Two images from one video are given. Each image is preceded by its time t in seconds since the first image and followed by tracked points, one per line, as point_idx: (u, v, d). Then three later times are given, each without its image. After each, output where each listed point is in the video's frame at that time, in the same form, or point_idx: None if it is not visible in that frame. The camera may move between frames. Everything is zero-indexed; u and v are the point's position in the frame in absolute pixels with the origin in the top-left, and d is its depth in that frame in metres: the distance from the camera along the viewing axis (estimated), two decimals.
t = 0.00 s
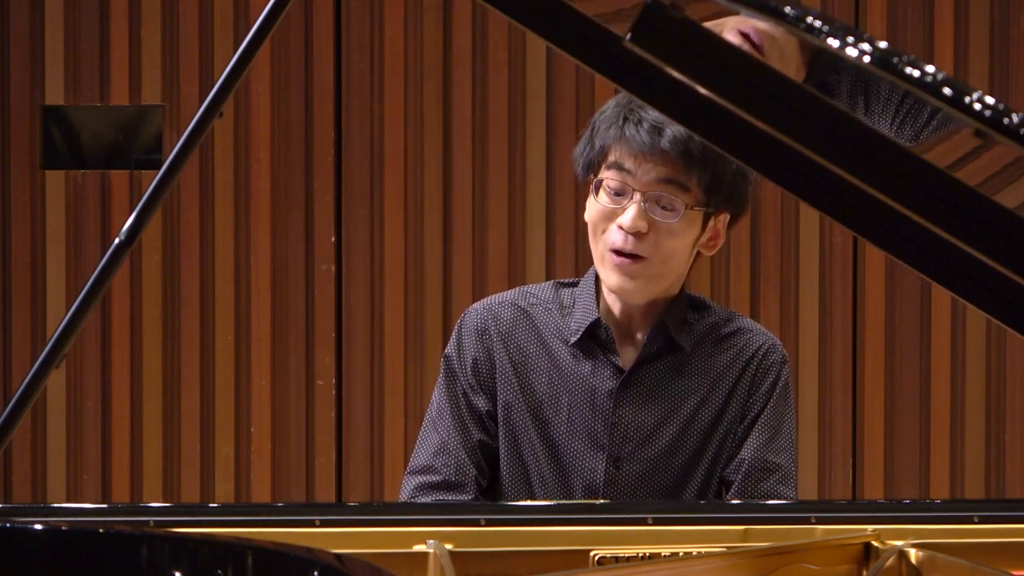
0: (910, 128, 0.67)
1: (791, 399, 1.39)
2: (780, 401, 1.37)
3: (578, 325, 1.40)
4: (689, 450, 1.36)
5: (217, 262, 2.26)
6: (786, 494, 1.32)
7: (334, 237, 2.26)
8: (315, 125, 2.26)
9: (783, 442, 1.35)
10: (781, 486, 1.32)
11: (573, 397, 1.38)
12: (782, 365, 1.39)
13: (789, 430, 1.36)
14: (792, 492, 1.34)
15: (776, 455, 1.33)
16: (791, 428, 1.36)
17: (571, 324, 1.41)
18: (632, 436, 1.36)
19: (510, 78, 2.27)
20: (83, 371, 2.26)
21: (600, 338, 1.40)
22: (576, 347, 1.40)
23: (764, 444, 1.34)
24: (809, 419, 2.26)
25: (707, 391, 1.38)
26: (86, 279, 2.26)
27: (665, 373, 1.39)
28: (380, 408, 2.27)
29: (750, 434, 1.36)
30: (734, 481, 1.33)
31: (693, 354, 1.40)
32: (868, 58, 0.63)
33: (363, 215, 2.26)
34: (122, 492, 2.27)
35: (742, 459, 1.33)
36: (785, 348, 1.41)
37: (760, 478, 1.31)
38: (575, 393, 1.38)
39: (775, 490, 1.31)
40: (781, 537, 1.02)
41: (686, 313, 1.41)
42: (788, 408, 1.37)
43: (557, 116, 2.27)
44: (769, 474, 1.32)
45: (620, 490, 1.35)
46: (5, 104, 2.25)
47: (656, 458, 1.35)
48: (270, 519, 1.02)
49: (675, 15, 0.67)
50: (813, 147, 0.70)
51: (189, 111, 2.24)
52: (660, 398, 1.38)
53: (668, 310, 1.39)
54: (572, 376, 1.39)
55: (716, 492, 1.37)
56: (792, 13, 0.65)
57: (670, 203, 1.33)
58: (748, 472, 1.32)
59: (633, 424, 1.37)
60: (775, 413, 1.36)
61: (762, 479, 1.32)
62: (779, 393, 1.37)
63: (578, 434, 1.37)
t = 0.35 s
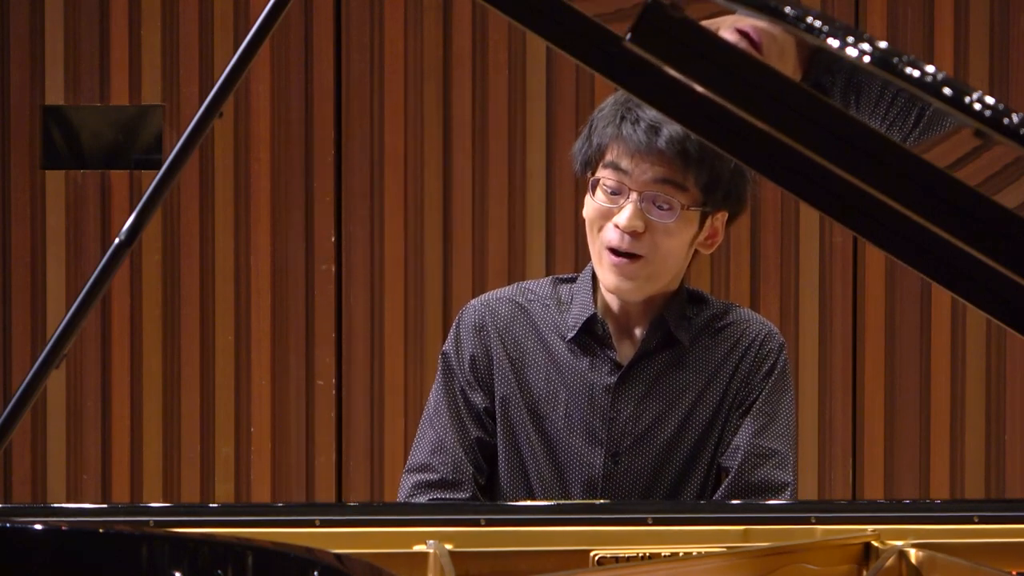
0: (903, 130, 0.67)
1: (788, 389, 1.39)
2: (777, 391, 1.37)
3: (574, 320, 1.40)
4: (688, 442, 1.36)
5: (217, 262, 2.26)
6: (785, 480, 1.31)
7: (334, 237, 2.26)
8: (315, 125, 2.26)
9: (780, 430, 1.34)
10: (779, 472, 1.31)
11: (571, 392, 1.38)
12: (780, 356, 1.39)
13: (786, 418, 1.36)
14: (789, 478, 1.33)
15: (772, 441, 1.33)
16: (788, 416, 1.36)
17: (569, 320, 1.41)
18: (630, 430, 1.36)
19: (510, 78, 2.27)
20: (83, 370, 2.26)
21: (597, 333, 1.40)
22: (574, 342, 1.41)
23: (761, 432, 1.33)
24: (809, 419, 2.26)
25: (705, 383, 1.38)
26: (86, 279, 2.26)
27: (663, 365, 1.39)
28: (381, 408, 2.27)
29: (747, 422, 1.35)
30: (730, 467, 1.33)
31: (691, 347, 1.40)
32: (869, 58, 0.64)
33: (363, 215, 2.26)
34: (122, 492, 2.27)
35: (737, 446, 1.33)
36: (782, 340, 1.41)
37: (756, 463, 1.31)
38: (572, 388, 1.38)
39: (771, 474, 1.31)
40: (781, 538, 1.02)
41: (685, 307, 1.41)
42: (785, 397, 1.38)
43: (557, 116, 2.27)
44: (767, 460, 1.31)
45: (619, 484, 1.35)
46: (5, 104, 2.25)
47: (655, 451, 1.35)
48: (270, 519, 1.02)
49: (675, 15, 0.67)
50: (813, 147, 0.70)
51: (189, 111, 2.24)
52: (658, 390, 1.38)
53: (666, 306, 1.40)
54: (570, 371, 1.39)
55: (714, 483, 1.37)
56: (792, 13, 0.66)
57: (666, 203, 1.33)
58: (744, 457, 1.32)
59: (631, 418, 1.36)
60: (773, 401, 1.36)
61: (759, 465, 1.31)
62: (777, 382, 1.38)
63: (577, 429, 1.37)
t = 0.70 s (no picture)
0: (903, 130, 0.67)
1: (788, 389, 1.39)
2: (778, 392, 1.37)
3: (573, 319, 1.40)
4: (687, 442, 1.36)
5: (217, 262, 2.26)
6: (785, 482, 1.31)
7: (334, 237, 2.26)
8: (315, 125, 2.26)
9: (780, 431, 1.35)
10: (779, 474, 1.31)
11: (567, 392, 1.38)
12: (779, 356, 1.39)
13: (785, 419, 1.36)
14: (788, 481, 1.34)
15: (772, 443, 1.33)
16: (787, 418, 1.37)
17: (567, 318, 1.41)
18: (629, 429, 1.36)
19: (510, 78, 2.27)
20: (84, 370, 2.26)
21: (595, 331, 1.40)
22: (572, 340, 1.40)
23: (761, 434, 1.33)
24: (809, 419, 2.26)
25: (705, 383, 1.38)
26: (86, 279, 2.26)
27: (662, 366, 1.39)
28: (381, 408, 2.27)
29: (747, 423, 1.36)
30: (730, 469, 1.33)
31: (690, 347, 1.40)
32: (869, 58, 0.64)
33: (363, 215, 2.26)
34: (122, 492, 2.27)
35: (738, 448, 1.33)
36: (782, 340, 1.41)
37: (756, 466, 1.31)
38: (569, 388, 1.38)
39: (771, 477, 1.31)
40: (781, 538, 1.02)
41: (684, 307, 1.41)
42: (784, 398, 1.38)
43: (557, 116, 2.27)
44: (767, 463, 1.32)
45: (617, 484, 1.35)
46: (5, 104, 2.25)
47: (654, 451, 1.35)
48: (269, 519, 1.02)
49: (675, 15, 0.67)
50: (813, 147, 0.70)
51: (189, 111, 2.24)
52: (658, 391, 1.38)
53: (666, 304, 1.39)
54: (567, 371, 1.39)
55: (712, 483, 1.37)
56: (792, 13, 0.66)
57: (664, 193, 1.34)
58: (744, 460, 1.32)
59: (630, 418, 1.36)
60: (773, 402, 1.36)
61: (759, 467, 1.31)
62: (777, 383, 1.38)
63: (575, 428, 1.37)
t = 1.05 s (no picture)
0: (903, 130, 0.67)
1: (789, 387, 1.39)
2: (780, 390, 1.37)
3: (574, 317, 1.40)
4: (689, 441, 1.36)
5: (218, 262, 2.26)
6: (788, 482, 1.32)
7: (334, 237, 2.26)
8: (315, 125, 2.26)
9: (783, 430, 1.35)
10: (783, 474, 1.32)
11: (567, 390, 1.38)
12: (779, 355, 1.40)
13: (788, 418, 1.37)
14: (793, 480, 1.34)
15: (776, 443, 1.33)
16: (789, 416, 1.37)
17: (568, 316, 1.41)
18: (630, 428, 1.36)
19: (510, 78, 2.27)
20: (84, 370, 2.26)
21: (596, 329, 1.40)
22: (573, 338, 1.40)
23: (764, 433, 1.34)
24: (809, 418, 2.26)
25: (706, 382, 1.38)
26: (86, 279, 2.26)
27: (663, 365, 1.39)
28: (381, 408, 2.27)
29: (750, 422, 1.36)
30: (735, 470, 1.33)
31: (690, 346, 1.40)
32: (869, 58, 0.65)
33: (363, 215, 2.26)
34: (122, 493, 2.27)
35: (742, 448, 1.33)
36: (782, 338, 1.42)
37: (761, 466, 1.31)
38: (569, 386, 1.38)
39: (776, 477, 1.31)
40: (781, 538, 1.02)
41: (684, 305, 1.41)
42: (786, 396, 1.38)
43: (557, 116, 2.27)
44: (771, 463, 1.32)
45: (618, 485, 1.35)
46: (5, 104, 2.25)
47: (655, 451, 1.35)
48: (269, 519, 1.02)
49: (675, 15, 0.67)
50: (813, 147, 0.69)
51: (189, 111, 2.24)
52: (659, 391, 1.38)
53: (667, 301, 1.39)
54: (567, 368, 1.39)
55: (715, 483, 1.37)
56: (793, 13, 0.67)
57: (672, 181, 1.35)
58: (749, 461, 1.32)
59: (631, 417, 1.36)
60: (775, 401, 1.37)
61: (763, 467, 1.31)
62: (778, 382, 1.38)
63: (575, 427, 1.37)
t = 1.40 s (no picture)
0: (901, 130, 0.67)
1: (790, 386, 1.40)
2: (780, 389, 1.38)
3: (578, 315, 1.40)
4: (690, 440, 1.36)
5: (218, 262, 2.26)
6: (791, 480, 1.32)
7: (334, 237, 2.26)
8: (315, 125, 2.26)
9: (784, 428, 1.35)
10: (784, 472, 1.32)
11: (568, 388, 1.38)
12: (779, 354, 1.40)
13: (788, 417, 1.37)
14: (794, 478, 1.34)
15: (777, 441, 1.33)
16: (789, 415, 1.37)
17: (571, 315, 1.41)
18: (631, 428, 1.36)
19: (510, 78, 2.27)
20: (84, 370, 2.26)
21: (600, 329, 1.40)
22: (576, 336, 1.40)
23: (765, 432, 1.34)
24: (809, 417, 2.26)
25: (707, 381, 1.38)
26: (86, 279, 2.26)
27: (663, 365, 1.39)
28: (381, 408, 2.27)
29: (750, 422, 1.36)
30: (736, 469, 1.33)
31: (691, 346, 1.40)
32: (869, 58, 0.64)
33: (363, 215, 2.26)
34: (122, 493, 2.27)
35: (743, 447, 1.33)
36: (782, 338, 1.42)
37: (762, 465, 1.31)
38: (569, 384, 1.38)
39: (777, 476, 1.31)
40: (781, 538, 1.02)
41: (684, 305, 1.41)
42: (786, 395, 1.38)
43: (557, 116, 2.27)
44: (772, 461, 1.32)
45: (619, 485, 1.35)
46: (5, 104, 2.25)
47: (656, 451, 1.35)
48: (269, 518, 1.02)
49: (675, 15, 0.67)
50: (813, 147, 0.69)
51: (189, 111, 2.24)
52: (659, 390, 1.38)
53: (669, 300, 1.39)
54: (568, 367, 1.39)
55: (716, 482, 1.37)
56: (792, 13, 0.66)
57: (682, 173, 1.35)
58: (750, 459, 1.32)
59: (632, 416, 1.36)
60: (775, 400, 1.37)
61: (765, 466, 1.32)
62: (778, 381, 1.38)
63: (575, 425, 1.37)
